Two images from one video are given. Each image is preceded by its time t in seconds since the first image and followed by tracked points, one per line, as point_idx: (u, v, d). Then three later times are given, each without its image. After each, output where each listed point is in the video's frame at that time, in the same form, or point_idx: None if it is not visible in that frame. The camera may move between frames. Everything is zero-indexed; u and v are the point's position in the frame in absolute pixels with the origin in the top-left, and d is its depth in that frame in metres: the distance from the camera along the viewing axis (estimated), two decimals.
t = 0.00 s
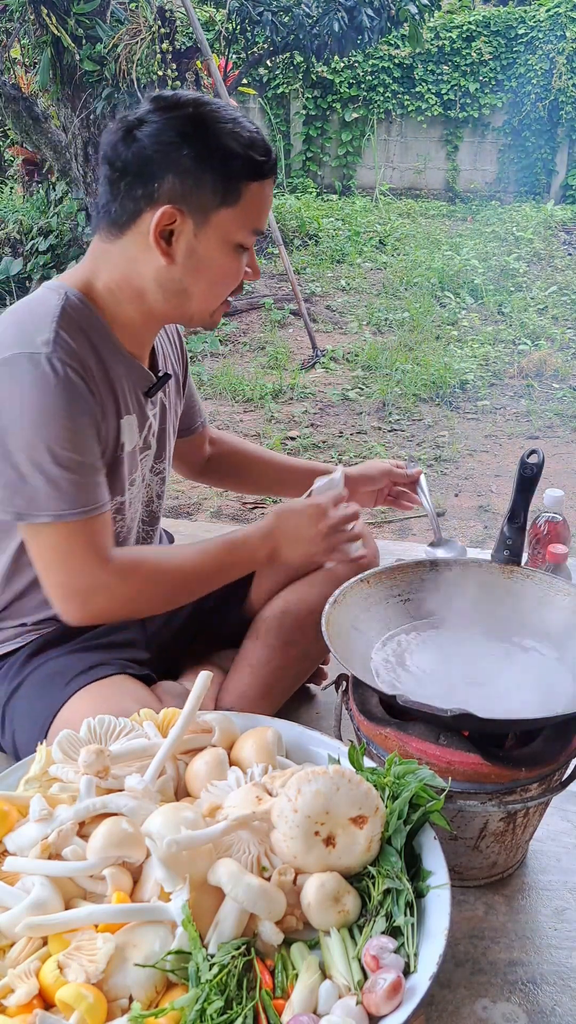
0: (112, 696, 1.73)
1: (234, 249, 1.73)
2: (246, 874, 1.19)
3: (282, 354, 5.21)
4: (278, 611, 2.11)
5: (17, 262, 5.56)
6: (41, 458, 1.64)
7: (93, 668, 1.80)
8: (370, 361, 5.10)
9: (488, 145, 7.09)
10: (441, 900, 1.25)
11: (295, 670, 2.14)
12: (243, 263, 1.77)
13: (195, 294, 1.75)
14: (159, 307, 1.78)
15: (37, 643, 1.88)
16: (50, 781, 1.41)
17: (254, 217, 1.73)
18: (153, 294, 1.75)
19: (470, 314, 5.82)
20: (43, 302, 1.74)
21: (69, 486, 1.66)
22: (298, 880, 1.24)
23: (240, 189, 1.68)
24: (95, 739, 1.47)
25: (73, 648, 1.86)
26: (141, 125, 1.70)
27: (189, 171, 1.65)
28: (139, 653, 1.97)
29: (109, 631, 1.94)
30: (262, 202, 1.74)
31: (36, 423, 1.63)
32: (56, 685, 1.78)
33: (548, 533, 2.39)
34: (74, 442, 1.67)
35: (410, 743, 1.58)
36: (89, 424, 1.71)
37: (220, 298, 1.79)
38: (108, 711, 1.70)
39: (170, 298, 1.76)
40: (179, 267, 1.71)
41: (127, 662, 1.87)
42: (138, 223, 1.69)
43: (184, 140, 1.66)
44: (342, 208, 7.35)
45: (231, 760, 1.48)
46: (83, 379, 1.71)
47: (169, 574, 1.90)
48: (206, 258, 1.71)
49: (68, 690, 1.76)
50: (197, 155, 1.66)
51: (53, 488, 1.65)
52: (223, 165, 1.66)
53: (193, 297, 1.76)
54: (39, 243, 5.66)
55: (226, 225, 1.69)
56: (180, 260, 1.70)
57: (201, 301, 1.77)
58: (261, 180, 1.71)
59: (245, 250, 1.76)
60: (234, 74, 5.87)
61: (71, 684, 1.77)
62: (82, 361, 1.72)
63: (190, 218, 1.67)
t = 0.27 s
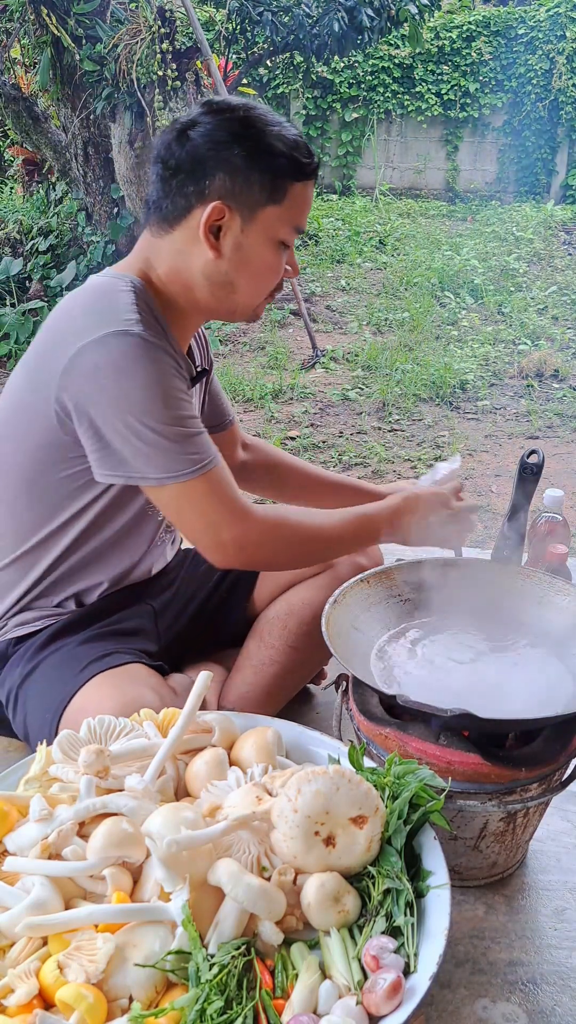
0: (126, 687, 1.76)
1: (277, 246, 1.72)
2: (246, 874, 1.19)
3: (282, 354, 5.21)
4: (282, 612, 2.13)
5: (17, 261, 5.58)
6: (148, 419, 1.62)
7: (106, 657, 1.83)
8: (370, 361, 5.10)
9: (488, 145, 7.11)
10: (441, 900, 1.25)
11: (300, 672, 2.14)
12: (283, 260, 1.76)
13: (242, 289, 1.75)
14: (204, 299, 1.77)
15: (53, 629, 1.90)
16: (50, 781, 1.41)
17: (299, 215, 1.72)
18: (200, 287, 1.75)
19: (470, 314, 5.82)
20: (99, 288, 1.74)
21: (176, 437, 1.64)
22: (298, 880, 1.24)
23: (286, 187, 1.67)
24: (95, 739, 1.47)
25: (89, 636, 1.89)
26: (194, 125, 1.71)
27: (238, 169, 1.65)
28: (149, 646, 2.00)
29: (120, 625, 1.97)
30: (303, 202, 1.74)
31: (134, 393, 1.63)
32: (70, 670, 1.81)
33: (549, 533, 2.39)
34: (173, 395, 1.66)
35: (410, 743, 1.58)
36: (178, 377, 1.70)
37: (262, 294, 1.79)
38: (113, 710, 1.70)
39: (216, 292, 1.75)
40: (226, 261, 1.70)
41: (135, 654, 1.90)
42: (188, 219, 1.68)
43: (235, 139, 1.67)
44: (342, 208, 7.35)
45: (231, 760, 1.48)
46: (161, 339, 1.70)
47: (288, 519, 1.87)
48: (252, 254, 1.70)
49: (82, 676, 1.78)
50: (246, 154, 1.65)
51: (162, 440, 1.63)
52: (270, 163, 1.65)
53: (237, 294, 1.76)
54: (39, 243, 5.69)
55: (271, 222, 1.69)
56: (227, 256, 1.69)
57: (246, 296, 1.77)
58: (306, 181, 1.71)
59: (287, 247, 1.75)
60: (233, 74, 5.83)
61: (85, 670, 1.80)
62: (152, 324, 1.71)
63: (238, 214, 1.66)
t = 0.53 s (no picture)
0: (139, 672, 1.76)
1: (319, 261, 1.81)
2: (246, 873, 1.19)
3: (282, 354, 5.21)
4: (285, 613, 2.13)
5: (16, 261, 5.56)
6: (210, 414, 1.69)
7: (121, 643, 1.84)
8: (370, 361, 5.10)
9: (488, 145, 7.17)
10: (441, 900, 1.25)
11: (301, 672, 2.14)
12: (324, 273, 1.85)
13: (284, 298, 1.84)
14: (246, 305, 1.87)
15: (65, 620, 1.91)
16: (50, 781, 1.41)
17: (341, 231, 1.80)
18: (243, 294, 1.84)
19: (470, 314, 5.82)
20: (147, 290, 1.79)
21: (234, 430, 1.72)
22: (298, 880, 1.24)
23: (331, 205, 1.75)
24: (95, 739, 1.47)
25: (101, 625, 1.90)
26: (247, 141, 1.80)
27: (288, 185, 1.73)
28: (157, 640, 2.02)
29: (130, 617, 1.97)
30: (347, 221, 1.82)
31: (194, 389, 1.69)
32: (85, 656, 1.81)
33: (549, 533, 2.39)
34: (231, 388, 1.73)
35: (410, 743, 1.58)
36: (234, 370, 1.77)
37: (301, 305, 1.87)
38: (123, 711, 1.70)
39: (258, 299, 1.85)
40: (270, 273, 1.79)
41: (144, 641, 1.91)
42: (236, 230, 1.77)
43: (286, 157, 1.75)
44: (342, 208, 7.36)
45: (231, 760, 1.48)
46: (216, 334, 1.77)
47: (351, 509, 1.95)
48: (296, 267, 1.79)
49: (96, 662, 1.79)
50: (294, 171, 1.74)
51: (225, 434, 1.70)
52: (318, 182, 1.73)
53: (278, 303, 1.85)
54: (39, 243, 5.67)
55: (315, 238, 1.77)
56: (271, 267, 1.78)
57: (287, 306, 1.86)
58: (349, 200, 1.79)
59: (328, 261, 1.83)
60: (234, 74, 5.91)
61: (100, 655, 1.80)
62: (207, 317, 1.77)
63: (286, 228, 1.74)
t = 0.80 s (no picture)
0: (143, 665, 1.76)
1: (335, 272, 1.80)
2: (246, 873, 1.19)
3: (282, 354, 5.21)
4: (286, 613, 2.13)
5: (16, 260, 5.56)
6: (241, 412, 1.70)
7: (126, 637, 1.84)
8: (370, 361, 5.10)
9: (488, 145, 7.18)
10: (441, 900, 1.25)
11: (302, 673, 2.14)
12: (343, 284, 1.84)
13: (300, 307, 1.85)
14: (263, 312, 1.88)
15: (69, 614, 1.90)
16: (50, 781, 1.42)
17: (359, 242, 1.79)
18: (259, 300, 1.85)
19: (470, 314, 5.82)
20: (173, 292, 1.81)
21: (266, 428, 1.72)
22: (298, 880, 1.24)
23: (347, 216, 1.74)
24: (95, 739, 1.47)
25: (106, 623, 1.90)
26: (266, 149, 1.80)
27: (303, 195, 1.73)
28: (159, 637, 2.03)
29: (131, 615, 1.97)
30: (366, 233, 1.80)
31: (225, 388, 1.70)
32: (90, 648, 1.81)
33: (549, 533, 2.39)
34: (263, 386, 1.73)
35: (410, 743, 1.58)
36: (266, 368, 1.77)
37: (318, 315, 1.87)
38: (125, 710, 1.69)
39: (273, 306, 1.86)
40: (284, 282, 1.80)
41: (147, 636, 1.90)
42: (252, 237, 1.79)
43: (304, 167, 1.75)
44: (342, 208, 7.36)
45: (231, 760, 1.48)
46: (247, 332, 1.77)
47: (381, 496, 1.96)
48: (310, 276, 1.79)
49: (101, 653, 1.79)
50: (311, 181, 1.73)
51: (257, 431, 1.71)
52: (333, 192, 1.72)
53: (293, 312, 1.86)
54: (39, 243, 5.66)
55: (331, 249, 1.76)
56: (285, 276, 1.79)
57: (301, 314, 1.86)
58: (369, 209, 1.77)
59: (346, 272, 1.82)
60: (234, 74, 5.94)
61: (105, 646, 1.80)
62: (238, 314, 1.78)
63: (300, 238, 1.75)
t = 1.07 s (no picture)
0: (145, 664, 1.76)
1: (312, 270, 1.75)
2: (246, 873, 1.19)
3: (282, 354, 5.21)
4: (286, 613, 2.13)
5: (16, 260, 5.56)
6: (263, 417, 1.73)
7: (128, 637, 1.83)
8: (370, 361, 5.10)
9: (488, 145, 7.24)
10: (441, 900, 1.25)
11: (302, 673, 2.14)
12: (328, 286, 1.77)
13: (281, 307, 1.82)
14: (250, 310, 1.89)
15: (72, 612, 1.90)
16: (50, 781, 1.41)
17: (339, 240, 1.72)
18: (243, 298, 1.87)
19: (470, 314, 5.82)
20: (185, 298, 1.82)
21: (290, 435, 1.76)
22: (298, 880, 1.24)
23: (316, 210, 1.70)
24: (95, 739, 1.47)
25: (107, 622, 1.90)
26: (259, 148, 1.85)
27: (275, 189, 1.75)
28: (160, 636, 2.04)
29: (132, 613, 1.98)
30: (350, 235, 1.72)
31: (246, 394, 1.72)
32: (92, 646, 1.81)
33: (549, 533, 2.39)
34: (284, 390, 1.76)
35: (410, 743, 1.58)
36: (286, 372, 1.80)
37: (301, 316, 1.82)
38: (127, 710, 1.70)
39: (256, 304, 1.86)
40: (259, 277, 1.81)
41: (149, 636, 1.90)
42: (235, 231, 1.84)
43: (283, 161, 1.77)
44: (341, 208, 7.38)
45: (231, 760, 1.48)
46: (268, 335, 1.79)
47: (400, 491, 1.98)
48: (283, 271, 1.77)
49: (104, 652, 1.79)
50: (283, 177, 1.75)
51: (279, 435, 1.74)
52: (303, 185, 1.71)
53: (272, 310, 1.84)
54: (39, 243, 5.66)
55: (301, 244, 1.72)
56: (259, 270, 1.80)
57: (281, 313, 1.84)
58: (348, 206, 1.71)
59: (328, 273, 1.76)
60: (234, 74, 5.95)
61: (108, 645, 1.80)
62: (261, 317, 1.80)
63: (270, 231, 1.76)
